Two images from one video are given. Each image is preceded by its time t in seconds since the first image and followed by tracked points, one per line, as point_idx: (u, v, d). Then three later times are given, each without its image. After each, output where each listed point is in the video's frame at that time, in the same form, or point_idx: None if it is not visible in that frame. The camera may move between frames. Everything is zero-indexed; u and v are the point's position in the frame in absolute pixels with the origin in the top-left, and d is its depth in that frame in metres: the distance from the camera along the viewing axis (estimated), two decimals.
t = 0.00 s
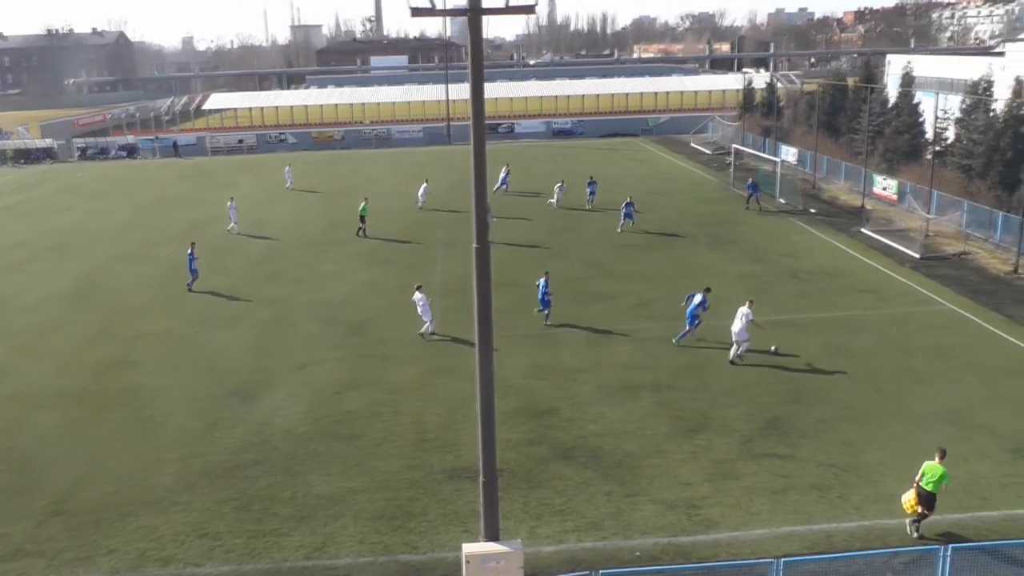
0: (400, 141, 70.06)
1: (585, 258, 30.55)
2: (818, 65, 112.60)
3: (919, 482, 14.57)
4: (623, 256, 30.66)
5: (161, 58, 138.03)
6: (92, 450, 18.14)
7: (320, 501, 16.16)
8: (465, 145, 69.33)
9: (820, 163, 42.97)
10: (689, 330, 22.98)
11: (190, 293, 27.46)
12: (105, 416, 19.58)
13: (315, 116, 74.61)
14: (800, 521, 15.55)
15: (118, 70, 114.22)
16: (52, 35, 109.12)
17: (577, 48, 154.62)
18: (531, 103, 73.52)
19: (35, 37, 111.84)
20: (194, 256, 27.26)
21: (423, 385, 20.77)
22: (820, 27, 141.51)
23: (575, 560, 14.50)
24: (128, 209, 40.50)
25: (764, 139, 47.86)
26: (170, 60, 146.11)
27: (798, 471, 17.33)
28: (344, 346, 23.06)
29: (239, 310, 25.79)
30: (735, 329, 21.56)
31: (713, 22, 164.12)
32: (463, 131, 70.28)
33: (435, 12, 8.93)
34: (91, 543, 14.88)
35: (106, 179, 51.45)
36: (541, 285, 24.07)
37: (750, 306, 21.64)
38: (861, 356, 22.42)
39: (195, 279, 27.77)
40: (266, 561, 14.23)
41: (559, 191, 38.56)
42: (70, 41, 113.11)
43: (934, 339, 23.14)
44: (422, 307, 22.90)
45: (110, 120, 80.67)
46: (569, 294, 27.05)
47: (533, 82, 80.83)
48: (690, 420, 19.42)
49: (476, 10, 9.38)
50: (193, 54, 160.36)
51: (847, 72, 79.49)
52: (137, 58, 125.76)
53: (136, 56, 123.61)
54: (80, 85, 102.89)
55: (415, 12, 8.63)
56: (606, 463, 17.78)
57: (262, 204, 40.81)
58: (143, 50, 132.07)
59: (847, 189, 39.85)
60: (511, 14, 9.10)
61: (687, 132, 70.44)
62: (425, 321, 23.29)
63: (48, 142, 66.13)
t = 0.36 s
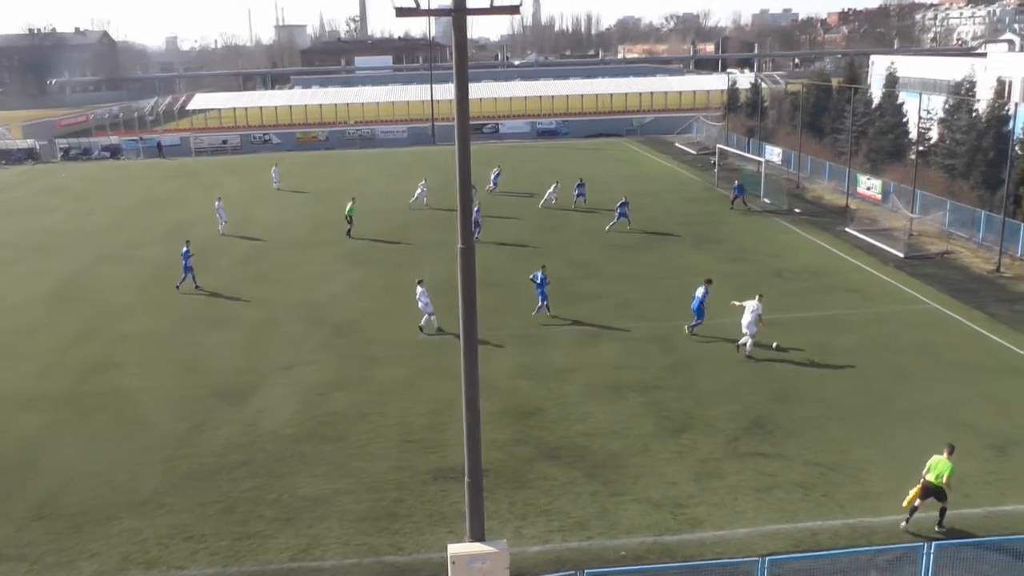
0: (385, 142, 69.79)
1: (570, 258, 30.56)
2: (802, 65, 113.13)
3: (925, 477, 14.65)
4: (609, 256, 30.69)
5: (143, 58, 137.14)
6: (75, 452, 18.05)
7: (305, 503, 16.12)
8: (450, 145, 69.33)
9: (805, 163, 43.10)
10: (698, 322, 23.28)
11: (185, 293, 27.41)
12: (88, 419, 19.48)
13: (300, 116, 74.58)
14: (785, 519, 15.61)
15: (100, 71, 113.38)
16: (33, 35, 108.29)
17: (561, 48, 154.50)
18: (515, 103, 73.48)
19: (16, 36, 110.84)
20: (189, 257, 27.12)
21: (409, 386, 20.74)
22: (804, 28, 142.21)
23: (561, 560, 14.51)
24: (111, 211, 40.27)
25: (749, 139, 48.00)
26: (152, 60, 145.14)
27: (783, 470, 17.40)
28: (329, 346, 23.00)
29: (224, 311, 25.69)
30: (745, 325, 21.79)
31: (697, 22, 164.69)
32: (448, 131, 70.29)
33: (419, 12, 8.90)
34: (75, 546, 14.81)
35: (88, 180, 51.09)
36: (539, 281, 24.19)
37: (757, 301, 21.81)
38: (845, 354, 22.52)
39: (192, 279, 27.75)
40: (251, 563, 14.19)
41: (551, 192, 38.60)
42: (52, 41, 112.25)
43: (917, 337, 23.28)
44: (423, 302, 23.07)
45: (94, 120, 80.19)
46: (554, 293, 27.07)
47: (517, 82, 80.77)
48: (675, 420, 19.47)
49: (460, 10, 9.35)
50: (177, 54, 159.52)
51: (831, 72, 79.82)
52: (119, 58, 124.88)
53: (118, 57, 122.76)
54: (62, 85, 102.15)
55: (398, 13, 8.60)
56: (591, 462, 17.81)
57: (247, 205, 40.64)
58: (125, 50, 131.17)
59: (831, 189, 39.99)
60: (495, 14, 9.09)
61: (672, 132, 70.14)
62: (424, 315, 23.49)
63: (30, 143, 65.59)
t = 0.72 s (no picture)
0: (371, 141, 70.11)
1: (557, 258, 30.54)
2: (788, 65, 113.49)
3: (932, 476, 14.71)
4: (595, 256, 30.70)
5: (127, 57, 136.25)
6: (60, 454, 17.95)
7: (291, 503, 16.08)
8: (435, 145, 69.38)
9: (790, 163, 43.19)
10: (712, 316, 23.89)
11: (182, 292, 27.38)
12: (73, 420, 19.35)
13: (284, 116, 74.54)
14: (771, 517, 15.67)
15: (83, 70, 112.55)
16: (14, 33, 107.38)
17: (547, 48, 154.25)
18: (501, 103, 73.47)
19: None
20: (183, 257, 27.04)
21: (395, 386, 20.70)
22: (789, 28, 142.80)
23: (548, 560, 14.51)
24: (95, 211, 40.01)
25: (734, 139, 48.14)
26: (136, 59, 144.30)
27: (769, 468, 17.46)
28: (314, 347, 22.92)
29: (210, 312, 25.56)
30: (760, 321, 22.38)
31: (683, 22, 165.10)
32: (434, 131, 70.37)
33: (405, 11, 8.87)
34: (59, 549, 14.73)
35: (72, 179, 50.75)
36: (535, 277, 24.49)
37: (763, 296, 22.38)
38: (830, 353, 22.60)
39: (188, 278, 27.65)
40: (237, 564, 14.14)
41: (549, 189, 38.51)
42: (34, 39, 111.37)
43: (903, 335, 23.38)
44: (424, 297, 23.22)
45: (78, 120, 79.70)
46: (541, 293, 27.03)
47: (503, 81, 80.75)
48: (662, 419, 19.50)
49: (445, 9, 9.48)
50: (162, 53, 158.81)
51: (816, 72, 80.11)
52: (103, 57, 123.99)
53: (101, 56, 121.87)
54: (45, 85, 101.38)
55: (384, 11, 8.57)
56: (578, 462, 17.82)
57: (232, 205, 40.46)
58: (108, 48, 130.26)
59: (817, 188, 40.12)
60: (481, 12, 9.06)
61: (657, 132, 70.79)
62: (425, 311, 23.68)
63: (14, 142, 65.13)
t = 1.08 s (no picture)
0: (352, 142, 69.67)
1: (539, 258, 30.55)
2: (768, 64, 114.03)
3: (937, 466, 14.79)
4: (577, 256, 30.72)
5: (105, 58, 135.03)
6: (40, 459, 17.80)
7: (275, 506, 16.04)
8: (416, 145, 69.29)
9: (772, 162, 43.34)
10: (713, 312, 24.34)
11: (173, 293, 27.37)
12: (53, 424, 19.19)
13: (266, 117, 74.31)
14: (755, 515, 15.73)
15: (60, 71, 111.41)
16: None
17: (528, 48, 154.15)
18: (482, 103, 73.45)
19: None
20: (175, 258, 26.90)
21: (377, 387, 20.66)
22: (769, 28, 143.57)
23: (532, 560, 14.53)
24: (74, 214, 39.63)
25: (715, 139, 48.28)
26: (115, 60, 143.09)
27: (752, 466, 17.53)
28: (297, 348, 22.83)
29: (192, 314, 25.43)
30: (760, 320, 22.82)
31: (663, 22, 165.71)
32: (415, 131, 70.34)
33: (385, 12, 8.86)
34: (41, 555, 14.62)
35: (50, 182, 50.25)
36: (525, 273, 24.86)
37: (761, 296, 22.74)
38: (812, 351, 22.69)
39: (178, 279, 27.60)
40: (221, 568, 14.10)
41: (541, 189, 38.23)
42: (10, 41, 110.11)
43: (885, 333, 23.52)
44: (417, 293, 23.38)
45: (56, 122, 78.92)
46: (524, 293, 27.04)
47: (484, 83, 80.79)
48: (645, 418, 19.54)
49: (426, 10, 9.34)
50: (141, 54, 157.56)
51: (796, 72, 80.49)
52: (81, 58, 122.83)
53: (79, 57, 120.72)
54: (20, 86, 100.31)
55: (364, 12, 8.56)
56: (562, 462, 17.84)
57: (213, 207, 40.28)
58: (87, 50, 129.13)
59: (798, 187, 40.31)
60: (460, 14, 9.08)
61: (639, 132, 70.26)
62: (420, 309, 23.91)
63: None
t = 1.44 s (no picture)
0: (340, 142, 70.09)
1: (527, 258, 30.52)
2: (756, 64, 114.38)
3: (946, 465, 15.01)
4: (566, 256, 30.72)
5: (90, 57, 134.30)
6: (27, 462, 17.69)
7: (264, 508, 15.98)
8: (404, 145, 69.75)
9: (759, 161, 43.43)
10: (717, 308, 24.27)
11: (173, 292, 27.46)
12: (40, 427, 19.07)
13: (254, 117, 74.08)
14: (745, 513, 15.77)
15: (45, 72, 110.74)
16: None
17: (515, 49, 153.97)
18: (470, 103, 73.38)
19: None
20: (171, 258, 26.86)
21: (366, 388, 20.58)
22: (757, 29, 143.99)
23: (522, 559, 14.53)
24: (61, 215, 39.39)
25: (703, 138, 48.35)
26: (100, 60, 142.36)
27: (741, 464, 17.58)
28: (285, 349, 22.74)
29: (179, 316, 25.29)
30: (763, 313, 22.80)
31: (651, 22, 166.04)
32: (403, 131, 70.30)
33: (372, 12, 8.85)
34: (28, 558, 14.54)
35: (36, 183, 49.98)
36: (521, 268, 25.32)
37: (767, 290, 22.77)
38: (801, 350, 22.68)
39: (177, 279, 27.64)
40: (210, 570, 14.05)
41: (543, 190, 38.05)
42: None
43: (873, 331, 23.60)
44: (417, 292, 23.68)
45: (42, 122, 78.53)
46: (513, 293, 27.02)
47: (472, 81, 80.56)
48: (634, 417, 19.56)
49: (414, 10, 9.34)
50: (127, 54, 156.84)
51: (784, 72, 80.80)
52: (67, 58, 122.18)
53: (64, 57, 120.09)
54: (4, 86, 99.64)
55: (353, 12, 8.55)
56: (552, 461, 17.84)
57: (200, 208, 40.07)
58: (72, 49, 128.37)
59: (786, 187, 40.42)
60: (448, 14, 9.07)
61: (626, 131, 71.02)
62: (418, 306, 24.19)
63: None
